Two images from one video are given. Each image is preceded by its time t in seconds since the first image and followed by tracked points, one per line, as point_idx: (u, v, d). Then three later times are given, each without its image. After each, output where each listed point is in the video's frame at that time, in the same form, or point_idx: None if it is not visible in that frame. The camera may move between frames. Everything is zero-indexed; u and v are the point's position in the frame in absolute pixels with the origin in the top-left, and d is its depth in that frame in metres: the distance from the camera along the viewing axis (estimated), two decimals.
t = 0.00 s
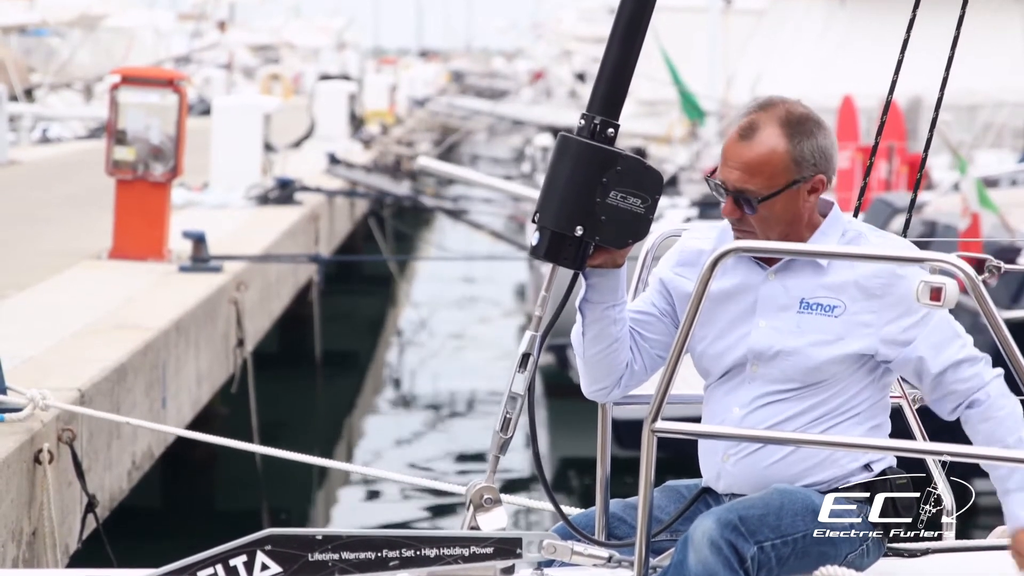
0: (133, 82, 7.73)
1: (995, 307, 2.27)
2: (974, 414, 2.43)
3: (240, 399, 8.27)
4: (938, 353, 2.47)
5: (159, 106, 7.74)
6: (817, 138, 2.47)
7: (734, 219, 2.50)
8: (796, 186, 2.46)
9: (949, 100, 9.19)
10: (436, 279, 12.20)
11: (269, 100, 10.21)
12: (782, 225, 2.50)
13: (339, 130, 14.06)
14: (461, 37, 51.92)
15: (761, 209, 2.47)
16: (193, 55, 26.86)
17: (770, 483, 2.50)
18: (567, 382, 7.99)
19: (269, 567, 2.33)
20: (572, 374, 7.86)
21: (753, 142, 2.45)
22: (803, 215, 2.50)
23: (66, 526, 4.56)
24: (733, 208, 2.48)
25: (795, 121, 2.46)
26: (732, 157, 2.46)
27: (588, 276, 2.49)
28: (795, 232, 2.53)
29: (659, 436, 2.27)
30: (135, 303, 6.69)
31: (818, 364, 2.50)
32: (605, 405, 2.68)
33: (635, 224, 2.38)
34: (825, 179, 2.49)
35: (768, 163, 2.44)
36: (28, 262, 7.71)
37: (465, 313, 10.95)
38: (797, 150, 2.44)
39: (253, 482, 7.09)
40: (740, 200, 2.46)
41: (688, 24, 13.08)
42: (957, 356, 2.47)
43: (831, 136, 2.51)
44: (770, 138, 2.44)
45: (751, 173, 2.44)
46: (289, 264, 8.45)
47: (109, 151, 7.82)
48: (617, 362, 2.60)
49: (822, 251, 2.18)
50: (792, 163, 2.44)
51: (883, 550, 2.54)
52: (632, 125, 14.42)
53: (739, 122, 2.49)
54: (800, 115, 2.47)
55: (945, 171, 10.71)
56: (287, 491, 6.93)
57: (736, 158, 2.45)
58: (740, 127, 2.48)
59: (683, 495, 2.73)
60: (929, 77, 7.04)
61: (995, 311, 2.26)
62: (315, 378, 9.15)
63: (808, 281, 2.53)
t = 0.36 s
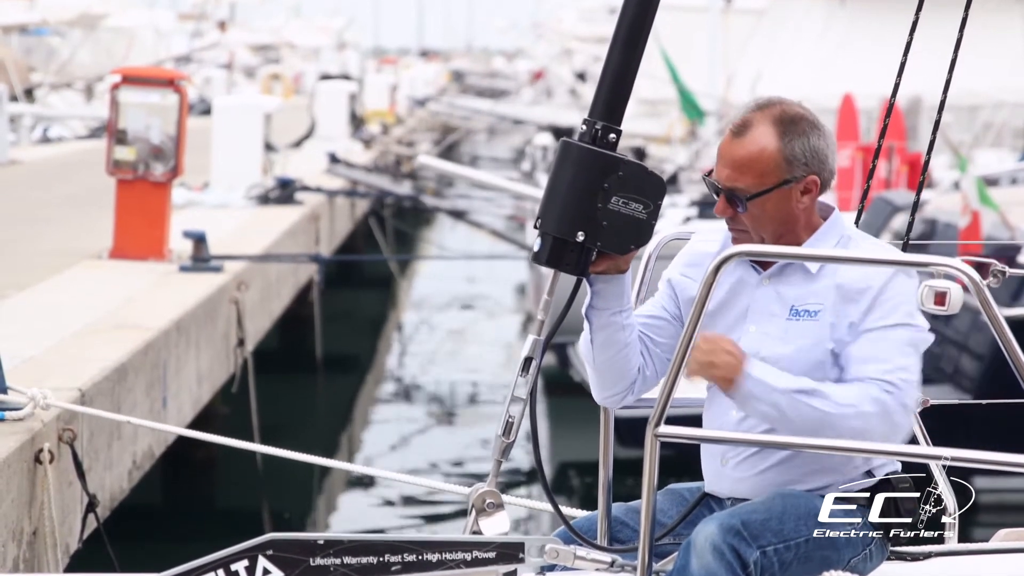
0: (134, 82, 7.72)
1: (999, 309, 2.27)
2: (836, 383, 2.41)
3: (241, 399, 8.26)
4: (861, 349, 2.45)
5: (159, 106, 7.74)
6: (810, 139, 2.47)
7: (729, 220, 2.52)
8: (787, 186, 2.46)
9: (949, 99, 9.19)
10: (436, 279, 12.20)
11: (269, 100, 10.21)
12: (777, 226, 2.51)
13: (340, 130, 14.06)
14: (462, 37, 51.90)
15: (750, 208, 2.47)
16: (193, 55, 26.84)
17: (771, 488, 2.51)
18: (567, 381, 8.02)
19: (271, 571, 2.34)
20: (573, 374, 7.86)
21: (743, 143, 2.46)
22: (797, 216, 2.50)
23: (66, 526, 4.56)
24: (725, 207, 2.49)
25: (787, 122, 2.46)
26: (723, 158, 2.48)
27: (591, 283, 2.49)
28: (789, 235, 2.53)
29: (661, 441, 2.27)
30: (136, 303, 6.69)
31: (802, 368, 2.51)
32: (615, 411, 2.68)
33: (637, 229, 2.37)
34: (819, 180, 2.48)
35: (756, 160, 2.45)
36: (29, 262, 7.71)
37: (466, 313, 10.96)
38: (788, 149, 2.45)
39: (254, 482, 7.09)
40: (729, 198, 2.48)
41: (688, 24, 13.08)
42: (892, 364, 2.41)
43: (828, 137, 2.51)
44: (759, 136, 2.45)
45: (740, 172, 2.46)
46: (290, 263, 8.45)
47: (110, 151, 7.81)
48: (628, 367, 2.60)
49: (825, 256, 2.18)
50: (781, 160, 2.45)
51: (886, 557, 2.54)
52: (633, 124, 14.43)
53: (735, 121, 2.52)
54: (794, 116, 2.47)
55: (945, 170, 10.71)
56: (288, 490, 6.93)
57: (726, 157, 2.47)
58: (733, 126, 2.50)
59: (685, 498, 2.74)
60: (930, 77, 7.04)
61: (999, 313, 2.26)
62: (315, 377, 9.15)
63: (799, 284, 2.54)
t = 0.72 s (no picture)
0: (135, 81, 7.72)
1: (999, 310, 2.27)
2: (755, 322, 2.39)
3: (241, 398, 8.27)
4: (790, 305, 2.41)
5: (160, 105, 7.74)
6: (786, 123, 2.44)
7: (716, 214, 2.50)
8: (767, 172, 2.43)
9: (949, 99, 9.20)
10: (437, 278, 12.21)
11: (270, 99, 10.22)
12: (762, 214, 2.49)
13: (340, 129, 14.06)
14: (462, 37, 51.91)
15: (732, 197, 2.45)
16: (194, 53, 26.81)
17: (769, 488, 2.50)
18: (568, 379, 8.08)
19: (271, 571, 2.33)
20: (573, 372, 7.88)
21: (719, 135, 2.45)
22: (780, 201, 2.47)
23: (67, 525, 4.56)
24: (709, 200, 2.47)
25: (761, 109, 2.44)
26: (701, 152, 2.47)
27: (593, 287, 2.51)
28: (776, 226, 2.53)
29: (662, 441, 2.27)
30: (137, 302, 6.69)
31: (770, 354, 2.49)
32: (621, 414, 2.68)
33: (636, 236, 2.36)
34: (802, 164, 2.45)
35: (734, 149, 2.43)
36: (29, 261, 7.71)
37: (466, 312, 10.96)
38: (763, 134, 2.42)
39: (254, 481, 7.09)
40: (712, 190, 2.46)
41: (688, 23, 13.09)
42: (814, 323, 2.36)
43: (806, 122, 2.48)
44: (735, 125, 2.43)
45: (719, 163, 2.44)
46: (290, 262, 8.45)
47: (111, 150, 7.81)
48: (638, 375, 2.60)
49: (827, 257, 2.18)
50: (758, 147, 2.42)
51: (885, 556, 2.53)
52: (633, 123, 14.44)
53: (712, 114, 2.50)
54: (770, 102, 2.45)
55: (945, 168, 10.72)
56: (288, 489, 6.93)
57: (707, 150, 2.45)
58: (712, 119, 2.48)
59: (685, 498, 2.74)
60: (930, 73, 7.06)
61: (1001, 318, 2.26)
62: (316, 376, 9.16)
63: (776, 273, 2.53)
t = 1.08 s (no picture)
0: (135, 79, 7.72)
1: (996, 308, 2.28)
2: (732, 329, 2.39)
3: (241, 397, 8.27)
4: (762, 305, 2.41)
5: (161, 104, 7.74)
6: (743, 106, 2.47)
7: (685, 203, 2.51)
8: (723, 151, 2.45)
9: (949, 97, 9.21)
10: (437, 276, 12.21)
11: (271, 98, 10.22)
12: (722, 196, 2.49)
13: (340, 128, 14.05)
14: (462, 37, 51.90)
15: (689, 175, 2.47)
16: (195, 53, 26.80)
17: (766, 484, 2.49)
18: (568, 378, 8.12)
19: (269, 567, 2.33)
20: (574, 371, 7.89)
21: (681, 123, 2.50)
22: (736, 181, 2.47)
23: (68, 524, 4.56)
24: (673, 183, 2.50)
25: (720, 96, 2.49)
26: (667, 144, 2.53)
27: (597, 300, 2.51)
28: (738, 210, 2.51)
29: (660, 438, 2.27)
30: (138, 300, 6.70)
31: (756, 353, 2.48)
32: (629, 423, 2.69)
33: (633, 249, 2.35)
34: (759, 142, 2.46)
35: (692, 129, 2.47)
36: (30, 260, 7.71)
37: (466, 311, 10.96)
38: (719, 115, 2.46)
39: (255, 479, 7.09)
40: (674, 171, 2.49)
41: (689, 22, 13.10)
42: (791, 322, 2.36)
43: (769, 109, 2.51)
44: (696, 109, 2.49)
45: (679, 143, 2.48)
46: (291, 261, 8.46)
47: (111, 149, 7.81)
48: (648, 388, 2.62)
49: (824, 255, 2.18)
50: (713, 124, 2.45)
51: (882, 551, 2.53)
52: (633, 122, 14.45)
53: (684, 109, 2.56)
54: (730, 91, 2.50)
55: (944, 165, 10.71)
56: (289, 488, 6.94)
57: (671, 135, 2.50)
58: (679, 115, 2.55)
59: (684, 495, 2.74)
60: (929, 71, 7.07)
61: (999, 316, 2.27)
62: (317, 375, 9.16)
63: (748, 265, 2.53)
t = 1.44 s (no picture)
0: (136, 73, 7.72)
1: (991, 299, 2.28)
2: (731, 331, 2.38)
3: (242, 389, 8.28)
4: (757, 301, 2.41)
5: (161, 97, 7.75)
6: (696, 106, 2.56)
7: (650, 206, 2.58)
8: (682, 149, 2.53)
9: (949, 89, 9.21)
10: (438, 269, 12.21)
11: (270, 91, 10.21)
12: (686, 193, 2.56)
13: (341, 121, 14.03)
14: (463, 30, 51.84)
15: (649, 177, 2.55)
16: (195, 46, 26.74)
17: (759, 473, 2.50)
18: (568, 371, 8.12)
19: (268, 556, 2.35)
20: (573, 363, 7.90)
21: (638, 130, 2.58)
22: (697, 177, 2.55)
23: (69, 517, 4.55)
24: (636, 189, 2.56)
25: (673, 102, 2.58)
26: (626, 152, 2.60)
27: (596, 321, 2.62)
28: (704, 205, 2.58)
29: (656, 429, 2.27)
30: (139, 293, 6.70)
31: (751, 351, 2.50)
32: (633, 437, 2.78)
33: (620, 262, 2.41)
34: (716, 138, 2.55)
35: (648, 134, 2.55)
36: (31, 253, 7.72)
37: (467, 304, 10.95)
38: (674, 117, 2.55)
39: (256, 471, 7.10)
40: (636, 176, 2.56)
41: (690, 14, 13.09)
42: (793, 310, 2.38)
43: (721, 110, 2.59)
44: (649, 117, 2.58)
45: (637, 148, 2.56)
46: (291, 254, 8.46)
47: (112, 142, 7.81)
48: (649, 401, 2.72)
49: (822, 247, 2.17)
50: (668, 126, 2.54)
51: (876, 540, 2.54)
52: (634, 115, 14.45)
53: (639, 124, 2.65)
54: (681, 97, 2.59)
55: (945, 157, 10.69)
56: (290, 480, 6.95)
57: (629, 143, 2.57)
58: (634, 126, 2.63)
59: (682, 485, 2.75)
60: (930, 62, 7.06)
61: (994, 307, 2.27)
62: (317, 367, 9.17)
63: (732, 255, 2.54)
